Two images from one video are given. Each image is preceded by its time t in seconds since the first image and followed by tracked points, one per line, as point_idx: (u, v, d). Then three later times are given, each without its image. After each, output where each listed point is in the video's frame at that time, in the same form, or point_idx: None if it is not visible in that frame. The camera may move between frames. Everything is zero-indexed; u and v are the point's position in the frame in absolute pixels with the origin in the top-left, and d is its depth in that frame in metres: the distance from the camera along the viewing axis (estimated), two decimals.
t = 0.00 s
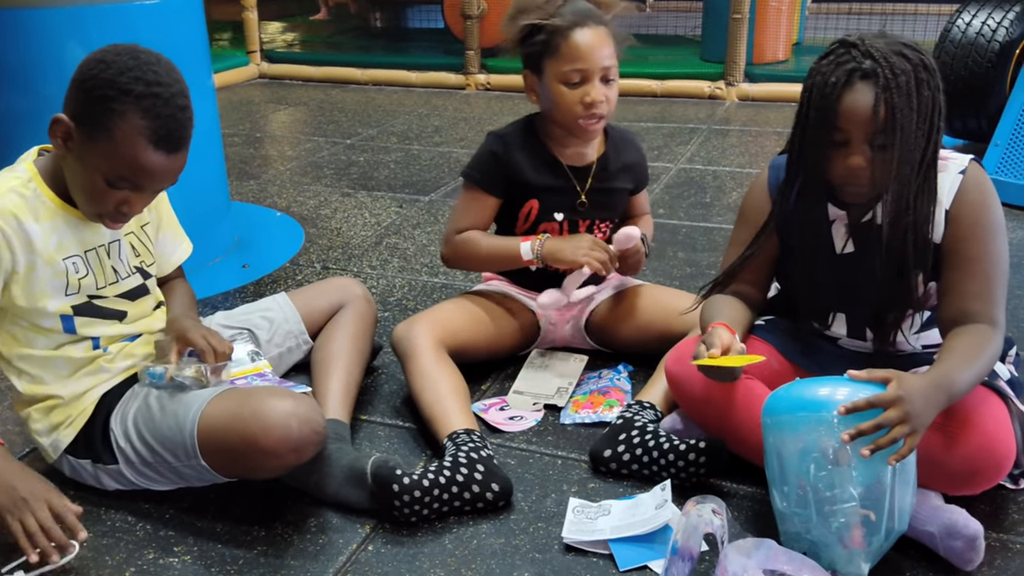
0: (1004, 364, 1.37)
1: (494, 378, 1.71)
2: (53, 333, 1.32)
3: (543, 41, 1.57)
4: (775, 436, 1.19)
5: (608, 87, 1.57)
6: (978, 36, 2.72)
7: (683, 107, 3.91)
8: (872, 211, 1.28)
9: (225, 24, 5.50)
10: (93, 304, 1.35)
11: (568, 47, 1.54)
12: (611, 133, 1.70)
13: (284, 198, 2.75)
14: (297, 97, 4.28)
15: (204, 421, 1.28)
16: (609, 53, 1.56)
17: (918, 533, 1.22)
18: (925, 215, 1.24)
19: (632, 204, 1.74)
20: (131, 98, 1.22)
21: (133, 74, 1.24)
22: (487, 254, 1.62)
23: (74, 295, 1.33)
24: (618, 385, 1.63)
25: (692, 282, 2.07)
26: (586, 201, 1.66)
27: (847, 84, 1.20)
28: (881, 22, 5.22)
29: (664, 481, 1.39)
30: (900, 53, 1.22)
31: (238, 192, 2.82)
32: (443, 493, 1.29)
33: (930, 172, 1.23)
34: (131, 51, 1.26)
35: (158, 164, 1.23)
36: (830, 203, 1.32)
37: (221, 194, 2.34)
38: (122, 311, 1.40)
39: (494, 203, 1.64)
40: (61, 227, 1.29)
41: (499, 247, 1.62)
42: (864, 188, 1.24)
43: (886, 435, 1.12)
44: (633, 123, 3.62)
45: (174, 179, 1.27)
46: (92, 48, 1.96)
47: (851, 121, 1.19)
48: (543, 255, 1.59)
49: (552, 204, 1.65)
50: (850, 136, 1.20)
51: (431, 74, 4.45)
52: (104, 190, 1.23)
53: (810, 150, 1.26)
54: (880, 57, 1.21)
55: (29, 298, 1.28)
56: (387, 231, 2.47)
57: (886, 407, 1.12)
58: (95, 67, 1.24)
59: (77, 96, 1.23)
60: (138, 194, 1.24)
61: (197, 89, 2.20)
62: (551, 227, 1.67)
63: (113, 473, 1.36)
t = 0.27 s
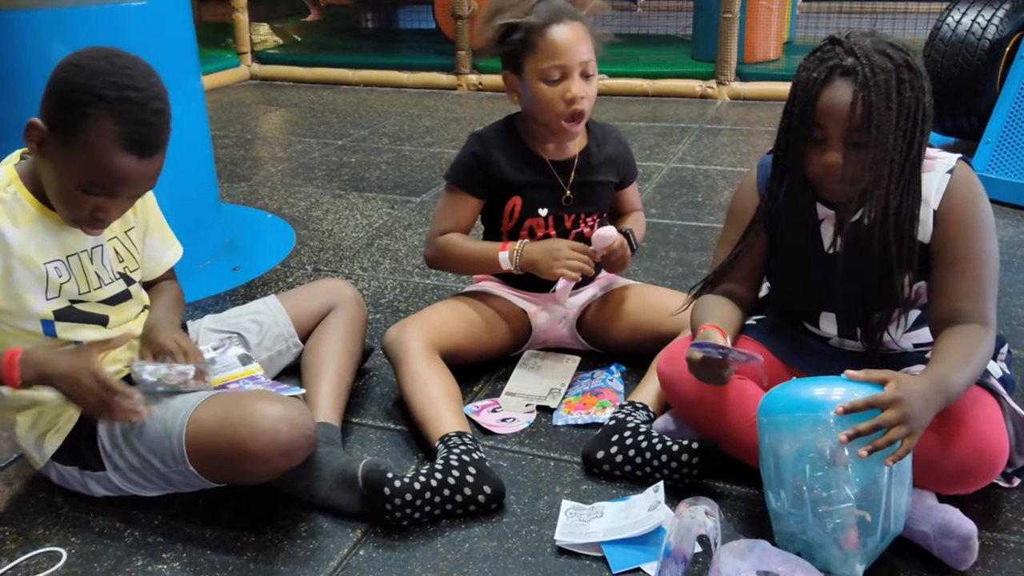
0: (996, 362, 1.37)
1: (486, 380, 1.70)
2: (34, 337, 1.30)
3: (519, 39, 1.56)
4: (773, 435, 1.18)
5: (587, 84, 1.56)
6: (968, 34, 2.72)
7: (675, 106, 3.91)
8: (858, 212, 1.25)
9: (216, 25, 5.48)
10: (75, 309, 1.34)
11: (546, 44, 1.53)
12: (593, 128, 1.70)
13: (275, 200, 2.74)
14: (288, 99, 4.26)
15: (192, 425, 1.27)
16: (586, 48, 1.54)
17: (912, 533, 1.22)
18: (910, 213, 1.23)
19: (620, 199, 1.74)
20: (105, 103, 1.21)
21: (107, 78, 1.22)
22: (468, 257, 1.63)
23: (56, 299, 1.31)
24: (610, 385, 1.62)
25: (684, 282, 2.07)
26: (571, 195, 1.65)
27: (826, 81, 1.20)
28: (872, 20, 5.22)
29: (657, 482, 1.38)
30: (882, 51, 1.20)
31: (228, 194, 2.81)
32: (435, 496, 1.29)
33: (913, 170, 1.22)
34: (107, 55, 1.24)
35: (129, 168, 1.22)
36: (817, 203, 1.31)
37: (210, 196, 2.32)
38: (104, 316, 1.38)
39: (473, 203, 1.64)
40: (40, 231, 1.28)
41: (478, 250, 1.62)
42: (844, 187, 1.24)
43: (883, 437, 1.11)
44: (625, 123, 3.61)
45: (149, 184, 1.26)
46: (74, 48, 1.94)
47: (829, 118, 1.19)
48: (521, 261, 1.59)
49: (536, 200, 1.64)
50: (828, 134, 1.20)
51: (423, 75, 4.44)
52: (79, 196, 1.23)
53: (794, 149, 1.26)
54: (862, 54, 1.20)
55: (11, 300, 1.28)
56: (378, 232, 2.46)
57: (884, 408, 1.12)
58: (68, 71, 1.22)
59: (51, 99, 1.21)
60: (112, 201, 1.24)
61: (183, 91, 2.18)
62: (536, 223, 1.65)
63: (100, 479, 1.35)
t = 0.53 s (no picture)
0: (990, 360, 1.36)
1: (480, 381, 1.69)
2: (22, 336, 1.29)
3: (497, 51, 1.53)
4: (777, 439, 1.15)
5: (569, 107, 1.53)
6: (960, 32, 2.72)
7: (668, 106, 3.90)
8: (851, 213, 1.25)
9: (207, 28, 5.46)
10: (63, 309, 1.33)
11: (529, 70, 1.48)
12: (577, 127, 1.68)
13: (266, 202, 2.72)
14: (279, 101, 4.24)
15: (182, 428, 1.25)
16: (573, 65, 1.50)
17: (909, 532, 1.21)
18: (904, 215, 1.22)
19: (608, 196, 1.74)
20: (69, 100, 1.19)
21: (70, 74, 1.20)
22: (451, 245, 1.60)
23: (44, 298, 1.30)
24: (604, 386, 1.61)
25: (678, 282, 2.06)
26: (555, 192, 1.65)
27: (826, 87, 1.17)
28: (864, 19, 5.22)
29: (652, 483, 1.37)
30: (877, 52, 1.18)
31: (220, 196, 2.79)
32: (428, 500, 1.27)
33: (909, 175, 1.21)
34: (73, 52, 1.23)
35: (92, 167, 1.19)
36: (809, 203, 1.31)
37: (200, 199, 2.31)
38: (92, 317, 1.37)
39: (462, 198, 1.64)
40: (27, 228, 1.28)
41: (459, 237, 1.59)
42: (843, 188, 1.22)
43: (890, 443, 1.11)
44: (617, 123, 3.60)
45: (119, 184, 1.24)
46: (59, 43, 1.92)
47: (829, 123, 1.16)
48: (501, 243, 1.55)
49: (521, 195, 1.64)
50: (830, 138, 1.17)
51: (415, 76, 4.43)
52: (47, 195, 1.22)
53: (790, 150, 1.24)
54: (857, 57, 1.17)
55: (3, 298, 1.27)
56: (370, 234, 2.45)
57: (891, 414, 1.12)
58: (37, 67, 1.21)
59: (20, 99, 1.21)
60: (81, 201, 1.23)
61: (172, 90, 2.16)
62: (524, 219, 1.65)
63: (90, 484, 1.33)
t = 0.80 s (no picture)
0: (983, 360, 1.35)
1: (471, 382, 1.67)
2: (7, 339, 1.27)
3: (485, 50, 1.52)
4: (779, 452, 1.14)
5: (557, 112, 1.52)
6: (951, 33, 2.73)
7: (659, 106, 3.90)
8: (848, 219, 1.27)
9: (196, 28, 5.44)
10: (49, 311, 1.31)
11: (515, 69, 1.47)
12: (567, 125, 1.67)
13: (256, 203, 2.70)
14: (270, 101, 4.22)
15: (168, 431, 1.24)
16: (562, 66, 1.48)
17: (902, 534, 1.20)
18: (903, 211, 1.21)
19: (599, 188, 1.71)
20: (56, 102, 1.17)
21: (57, 76, 1.19)
22: (427, 218, 1.57)
23: (30, 300, 1.29)
24: (596, 387, 1.60)
25: (670, 282, 2.05)
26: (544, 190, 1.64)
27: (830, 89, 1.15)
28: (854, 20, 5.24)
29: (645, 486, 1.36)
30: (879, 52, 1.17)
31: (209, 197, 2.77)
32: (418, 503, 1.26)
33: (911, 179, 1.21)
34: (59, 51, 1.21)
35: (90, 169, 1.18)
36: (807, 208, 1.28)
37: (189, 200, 2.29)
38: (78, 319, 1.35)
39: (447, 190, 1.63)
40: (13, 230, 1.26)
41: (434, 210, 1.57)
42: (848, 189, 1.21)
43: (895, 463, 1.10)
44: (609, 123, 3.60)
45: (114, 181, 1.23)
46: (47, 39, 1.90)
47: (834, 126, 1.14)
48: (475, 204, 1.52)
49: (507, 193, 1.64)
50: (836, 140, 1.15)
51: (406, 76, 4.42)
52: (41, 197, 1.20)
53: (791, 154, 1.22)
54: (860, 58, 1.16)
55: None
56: (361, 234, 2.43)
57: (898, 434, 1.10)
58: (21, 70, 1.20)
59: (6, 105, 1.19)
60: (77, 201, 1.21)
61: (161, 89, 2.14)
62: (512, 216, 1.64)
63: (75, 488, 1.31)
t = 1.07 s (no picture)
0: (971, 357, 1.35)
1: (457, 381, 1.66)
2: None
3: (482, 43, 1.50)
4: (760, 445, 1.14)
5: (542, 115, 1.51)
6: (937, 32, 2.74)
7: (646, 106, 3.90)
8: (837, 226, 1.25)
9: (180, 27, 5.39)
10: (30, 308, 1.29)
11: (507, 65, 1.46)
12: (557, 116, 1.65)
13: (240, 202, 2.68)
14: (254, 100, 4.19)
15: (149, 432, 1.22)
16: (555, 69, 1.47)
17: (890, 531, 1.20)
18: (889, 232, 1.20)
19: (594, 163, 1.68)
20: (42, 94, 1.16)
21: (42, 68, 1.17)
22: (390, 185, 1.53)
23: (10, 297, 1.26)
24: (584, 386, 1.59)
25: (657, 280, 2.04)
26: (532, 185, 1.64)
27: (829, 97, 1.12)
28: (839, 20, 5.26)
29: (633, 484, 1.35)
30: (878, 60, 1.15)
31: (193, 195, 2.75)
32: (404, 502, 1.24)
33: (903, 189, 1.19)
34: (40, 43, 1.19)
35: (79, 161, 1.17)
36: (797, 215, 1.25)
37: (172, 198, 2.27)
38: (60, 317, 1.33)
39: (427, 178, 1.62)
40: None
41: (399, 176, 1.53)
42: (842, 198, 1.19)
43: (873, 450, 1.09)
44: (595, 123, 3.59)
45: (101, 174, 1.21)
46: (25, 32, 1.86)
47: (831, 134, 1.12)
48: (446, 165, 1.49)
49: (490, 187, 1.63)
50: (830, 148, 1.14)
51: (392, 76, 4.40)
52: (30, 192, 1.17)
53: (785, 158, 1.20)
54: (860, 66, 1.13)
55: None
56: (346, 233, 2.41)
57: (875, 421, 1.09)
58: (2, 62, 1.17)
59: None
60: (66, 195, 1.19)
61: (141, 86, 2.11)
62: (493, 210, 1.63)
63: (55, 489, 1.29)
